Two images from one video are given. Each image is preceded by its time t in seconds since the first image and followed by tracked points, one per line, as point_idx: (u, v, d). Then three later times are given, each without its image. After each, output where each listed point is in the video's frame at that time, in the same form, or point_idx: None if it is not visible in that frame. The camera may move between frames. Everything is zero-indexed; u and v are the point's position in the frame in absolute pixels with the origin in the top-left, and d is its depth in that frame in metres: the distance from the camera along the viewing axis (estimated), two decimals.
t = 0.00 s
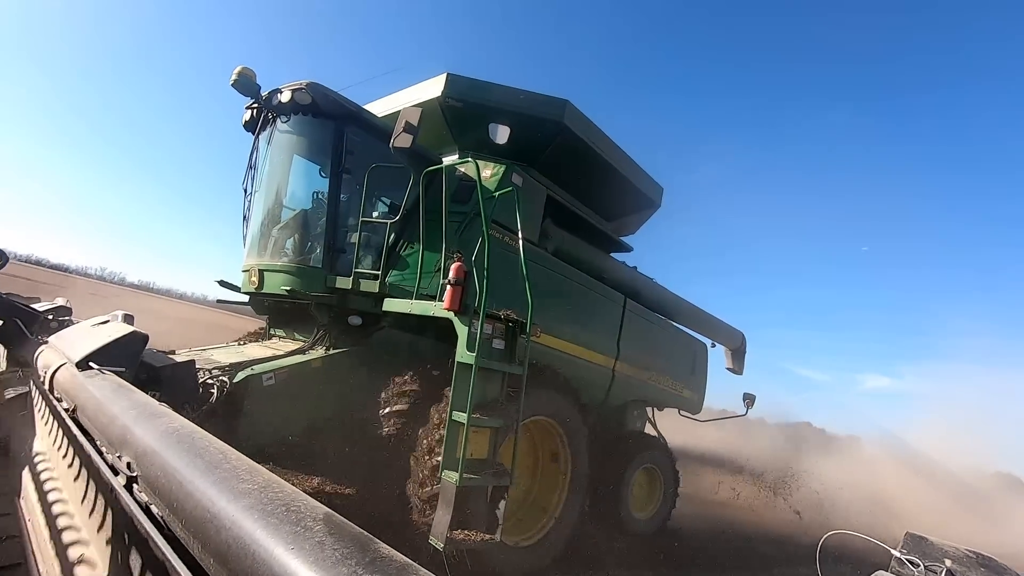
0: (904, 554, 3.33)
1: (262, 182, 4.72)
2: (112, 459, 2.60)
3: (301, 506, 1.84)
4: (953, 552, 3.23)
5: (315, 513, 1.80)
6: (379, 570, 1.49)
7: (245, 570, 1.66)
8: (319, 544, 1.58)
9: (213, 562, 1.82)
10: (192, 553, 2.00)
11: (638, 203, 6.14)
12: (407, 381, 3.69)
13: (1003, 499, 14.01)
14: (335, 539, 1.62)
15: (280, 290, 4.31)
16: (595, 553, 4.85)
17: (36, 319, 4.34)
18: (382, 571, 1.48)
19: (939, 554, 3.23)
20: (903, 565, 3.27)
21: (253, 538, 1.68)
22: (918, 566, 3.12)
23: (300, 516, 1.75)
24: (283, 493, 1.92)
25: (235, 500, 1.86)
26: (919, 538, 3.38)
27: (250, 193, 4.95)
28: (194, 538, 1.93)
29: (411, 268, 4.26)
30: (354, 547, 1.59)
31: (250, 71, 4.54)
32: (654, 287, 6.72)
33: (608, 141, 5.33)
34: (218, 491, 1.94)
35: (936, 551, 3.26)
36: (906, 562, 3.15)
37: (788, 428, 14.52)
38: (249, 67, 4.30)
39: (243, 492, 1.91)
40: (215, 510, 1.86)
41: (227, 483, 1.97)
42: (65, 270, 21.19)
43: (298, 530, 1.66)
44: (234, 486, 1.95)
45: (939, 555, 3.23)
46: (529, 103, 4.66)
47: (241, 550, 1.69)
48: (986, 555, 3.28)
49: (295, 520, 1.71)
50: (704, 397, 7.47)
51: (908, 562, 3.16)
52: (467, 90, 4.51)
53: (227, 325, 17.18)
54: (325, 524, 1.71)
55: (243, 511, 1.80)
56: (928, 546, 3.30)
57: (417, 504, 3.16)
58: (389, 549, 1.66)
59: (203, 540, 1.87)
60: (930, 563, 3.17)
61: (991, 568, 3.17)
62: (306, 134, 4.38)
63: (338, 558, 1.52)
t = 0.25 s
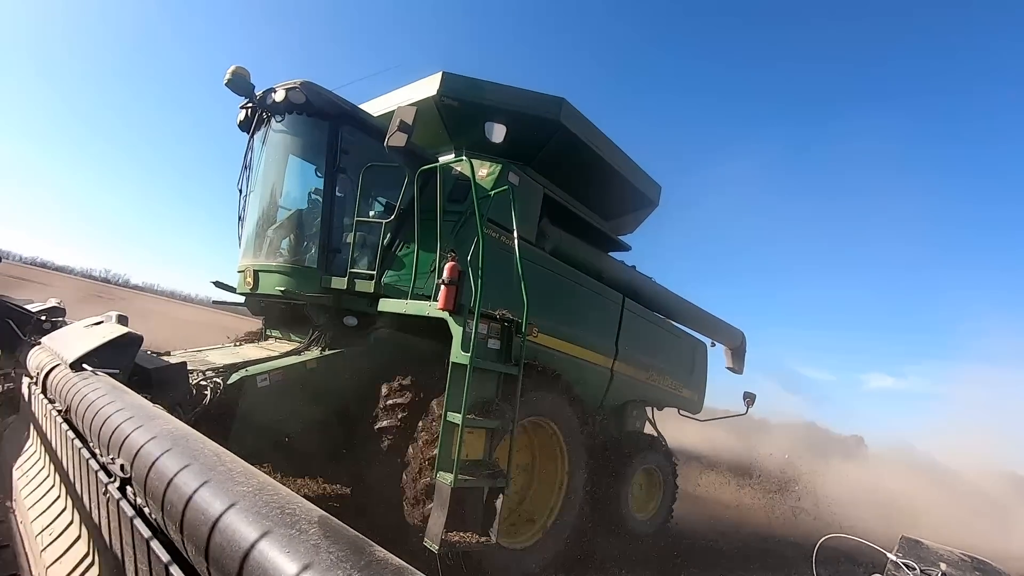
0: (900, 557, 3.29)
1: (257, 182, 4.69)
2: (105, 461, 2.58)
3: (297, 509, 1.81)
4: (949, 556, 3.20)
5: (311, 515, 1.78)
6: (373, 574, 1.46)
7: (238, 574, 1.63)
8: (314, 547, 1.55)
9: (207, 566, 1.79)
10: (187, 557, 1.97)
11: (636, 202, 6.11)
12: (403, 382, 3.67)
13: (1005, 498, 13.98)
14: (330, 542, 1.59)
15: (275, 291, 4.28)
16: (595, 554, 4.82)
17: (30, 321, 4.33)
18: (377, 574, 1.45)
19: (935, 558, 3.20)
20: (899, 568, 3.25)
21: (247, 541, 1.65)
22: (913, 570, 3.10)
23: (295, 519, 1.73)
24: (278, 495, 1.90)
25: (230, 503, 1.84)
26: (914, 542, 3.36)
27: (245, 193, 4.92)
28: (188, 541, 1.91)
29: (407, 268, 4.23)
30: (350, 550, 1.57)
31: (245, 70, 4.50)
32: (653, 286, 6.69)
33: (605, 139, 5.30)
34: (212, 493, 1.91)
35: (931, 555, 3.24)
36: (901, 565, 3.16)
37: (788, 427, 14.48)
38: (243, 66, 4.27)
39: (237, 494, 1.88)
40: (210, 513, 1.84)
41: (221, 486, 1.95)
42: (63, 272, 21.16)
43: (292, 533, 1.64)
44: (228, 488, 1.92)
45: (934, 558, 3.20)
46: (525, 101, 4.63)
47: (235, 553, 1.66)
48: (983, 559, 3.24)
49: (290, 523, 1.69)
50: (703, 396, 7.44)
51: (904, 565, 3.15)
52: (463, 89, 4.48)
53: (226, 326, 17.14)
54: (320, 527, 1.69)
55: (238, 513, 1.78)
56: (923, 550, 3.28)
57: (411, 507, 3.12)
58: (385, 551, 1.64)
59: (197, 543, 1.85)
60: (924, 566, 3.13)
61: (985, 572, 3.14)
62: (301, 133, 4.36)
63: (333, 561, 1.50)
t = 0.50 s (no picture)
0: (914, 555, 3.33)
1: (263, 184, 4.74)
2: (117, 458, 2.62)
3: (307, 505, 1.85)
4: (963, 553, 3.24)
5: (321, 512, 1.82)
6: (384, 570, 1.50)
7: (251, 569, 1.67)
8: (325, 544, 1.60)
9: (219, 561, 1.83)
10: (198, 552, 2.01)
11: (637, 203, 6.16)
12: (410, 382, 3.72)
13: (1004, 497, 14.03)
14: (340, 539, 1.64)
15: (281, 292, 4.32)
16: (598, 552, 4.86)
17: (41, 321, 4.37)
18: (388, 571, 1.49)
19: (950, 555, 3.24)
20: (914, 566, 3.29)
21: (259, 537, 1.69)
22: (927, 566, 3.14)
23: (306, 515, 1.77)
24: (288, 492, 1.94)
25: (241, 499, 1.88)
26: (928, 539, 3.40)
27: (251, 196, 4.96)
28: (200, 537, 1.95)
29: (412, 269, 4.27)
30: (360, 547, 1.61)
31: (250, 74, 4.55)
32: (654, 286, 6.74)
33: (607, 141, 5.34)
34: (223, 489, 1.95)
35: (946, 551, 3.27)
36: (916, 561, 3.19)
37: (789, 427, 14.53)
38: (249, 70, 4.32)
39: (248, 491, 1.92)
40: (221, 509, 1.88)
41: (232, 482, 1.99)
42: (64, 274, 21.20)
43: (303, 529, 1.68)
44: (239, 485, 1.97)
45: (949, 555, 3.24)
46: (528, 104, 4.67)
47: (247, 549, 1.70)
48: (996, 556, 3.29)
49: (301, 520, 1.73)
50: (705, 396, 7.48)
51: (919, 562, 3.18)
52: (466, 92, 4.53)
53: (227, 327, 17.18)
54: (330, 524, 1.73)
55: (249, 510, 1.82)
56: (937, 546, 3.31)
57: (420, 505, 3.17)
58: (393, 548, 1.68)
59: (209, 539, 1.89)
60: (941, 563, 3.18)
61: (1001, 569, 3.19)
62: (307, 136, 4.40)
63: (344, 558, 1.54)
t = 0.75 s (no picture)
0: (906, 558, 3.32)
1: (260, 184, 4.72)
2: (111, 459, 2.60)
3: (301, 507, 1.84)
4: (955, 557, 3.23)
5: (315, 513, 1.80)
6: (378, 572, 1.49)
7: (244, 571, 1.65)
8: (319, 546, 1.58)
9: (212, 563, 1.81)
10: (192, 554, 1.99)
11: (636, 203, 6.14)
12: (406, 381, 3.70)
13: (1004, 498, 14.01)
14: (334, 541, 1.62)
15: (278, 292, 4.31)
16: (596, 553, 4.84)
17: (34, 321, 4.39)
18: (381, 572, 1.48)
19: (942, 558, 3.23)
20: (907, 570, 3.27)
21: (252, 539, 1.67)
22: (920, 571, 3.12)
23: (300, 517, 1.75)
24: (282, 493, 1.92)
25: (234, 501, 1.86)
26: (920, 542, 3.39)
27: (248, 195, 4.95)
28: (193, 539, 1.93)
29: (409, 268, 4.26)
30: (354, 548, 1.59)
31: (247, 73, 4.54)
32: (653, 287, 6.72)
33: (605, 141, 5.33)
34: (217, 491, 1.93)
35: (937, 555, 3.27)
36: (909, 565, 3.17)
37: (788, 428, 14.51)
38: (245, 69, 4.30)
39: (242, 493, 1.90)
40: (214, 511, 1.86)
41: (226, 484, 1.97)
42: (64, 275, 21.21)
43: (296, 531, 1.66)
44: (233, 486, 1.95)
45: (941, 559, 3.22)
46: (526, 103, 4.66)
47: (240, 551, 1.68)
48: (987, 559, 3.29)
49: (294, 522, 1.71)
50: (703, 397, 7.46)
51: (912, 565, 3.16)
52: (464, 91, 4.51)
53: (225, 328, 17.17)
54: (325, 525, 1.71)
55: (242, 511, 1.80)
56: (930, 550, 3.30)
57: (416, 506, 3.15)
58: (388, 550, 1.66)
59: (202, 541, 1.87)
60: (933, 567, 3.15)
61: (993, 572, 3.18)
62: (304, 136, 4.39)
63: (338, 560, 1.52)
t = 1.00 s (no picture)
0: (907, 556, 3.31)
1: (259, 183, 4.71)
2: (111, 459, 2.59)
3: (302, 506, 1.83)
4: (957, 555, 3.22)
5: (316, 513, 1.79)
6: (378, 572, 1.48)
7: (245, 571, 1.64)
8: (320, 545, 1.57)
9: (213, 563, 1.80)
10: (193, 554, 1.98)
11: (636, 203, 6.12)
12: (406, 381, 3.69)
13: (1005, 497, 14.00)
14: (335, 540, 1.61)
15: (277, 292, 4.30)
16: (597, 553, 4.84)
17: (35, 321, 4.36)
18: (382, 573, 1.47)
19: (943, 557, 3.22)
20: (908, 568, 3.26)
21: (253, 539, 1.66)
22: (921, 569, 3.11)
23: (300, 516, 1.74)
24: (282, 493, 1.91)
25: (234, 500, 1.85)
26: (922, 541, 3.37)
27: (247, 195, 4.94)
28: (194, 539, 1.92)
29: (409, 268, 4.25)
30: (355, 548, 1.58)
31: (247, 73, 4.52)
32: (653, 286, 6.71)
33: (606, 140, 5.31)
34: (217, 491, 1.92)
35: (939, 554, 3.26)
36: (909, 564, 3.16)
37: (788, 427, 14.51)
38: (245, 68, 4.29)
39: (242, 492, 1.89)
40: (215, 510, 1.85)
41: (226, 483, 1.96)
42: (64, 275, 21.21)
43: (297, 531, 1.65)
44: (233, 486, 1.94)
45: (942, 558, 3.21)
46: (526, 103, 4.64)
47: (241, 551, 1.67)
48: (990, 557, 3.28)
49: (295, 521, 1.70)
50: (704, 396, 7.45)
51: (913, 564, 3.15)
52: (464, 90, 4.50)
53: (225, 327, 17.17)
54: (326, 525, 1.70)
55: (243, 511, 1.79)
56: (931, 548, 3.29)
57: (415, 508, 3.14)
58: (389, 549, 1.65)
59: (203, 541, 1.86)
60: (933, 565, 3.14)
61: (995, 571, 3.16)
62: (304, 135, 4.37)
63: (338, 559, 1.51)
